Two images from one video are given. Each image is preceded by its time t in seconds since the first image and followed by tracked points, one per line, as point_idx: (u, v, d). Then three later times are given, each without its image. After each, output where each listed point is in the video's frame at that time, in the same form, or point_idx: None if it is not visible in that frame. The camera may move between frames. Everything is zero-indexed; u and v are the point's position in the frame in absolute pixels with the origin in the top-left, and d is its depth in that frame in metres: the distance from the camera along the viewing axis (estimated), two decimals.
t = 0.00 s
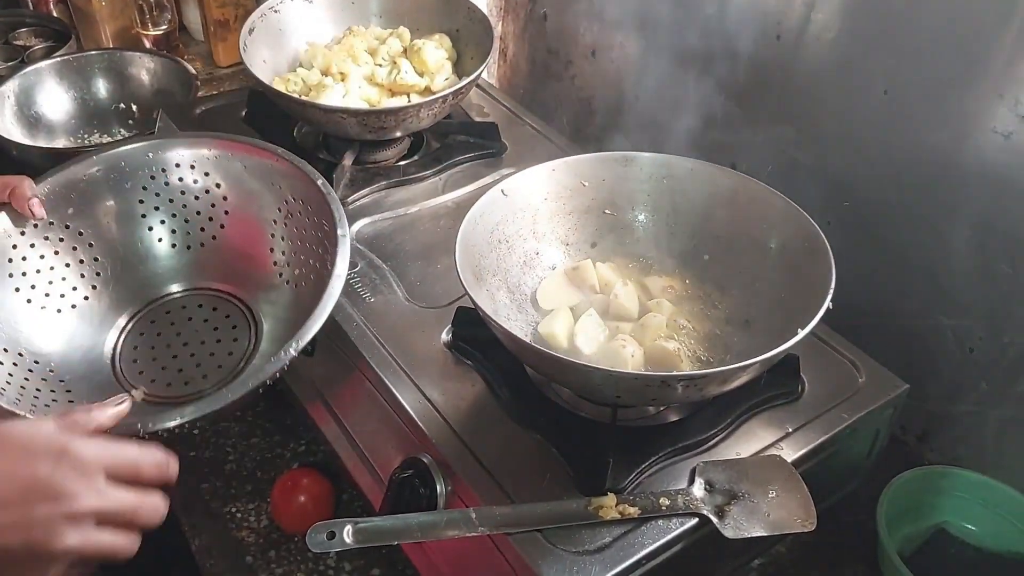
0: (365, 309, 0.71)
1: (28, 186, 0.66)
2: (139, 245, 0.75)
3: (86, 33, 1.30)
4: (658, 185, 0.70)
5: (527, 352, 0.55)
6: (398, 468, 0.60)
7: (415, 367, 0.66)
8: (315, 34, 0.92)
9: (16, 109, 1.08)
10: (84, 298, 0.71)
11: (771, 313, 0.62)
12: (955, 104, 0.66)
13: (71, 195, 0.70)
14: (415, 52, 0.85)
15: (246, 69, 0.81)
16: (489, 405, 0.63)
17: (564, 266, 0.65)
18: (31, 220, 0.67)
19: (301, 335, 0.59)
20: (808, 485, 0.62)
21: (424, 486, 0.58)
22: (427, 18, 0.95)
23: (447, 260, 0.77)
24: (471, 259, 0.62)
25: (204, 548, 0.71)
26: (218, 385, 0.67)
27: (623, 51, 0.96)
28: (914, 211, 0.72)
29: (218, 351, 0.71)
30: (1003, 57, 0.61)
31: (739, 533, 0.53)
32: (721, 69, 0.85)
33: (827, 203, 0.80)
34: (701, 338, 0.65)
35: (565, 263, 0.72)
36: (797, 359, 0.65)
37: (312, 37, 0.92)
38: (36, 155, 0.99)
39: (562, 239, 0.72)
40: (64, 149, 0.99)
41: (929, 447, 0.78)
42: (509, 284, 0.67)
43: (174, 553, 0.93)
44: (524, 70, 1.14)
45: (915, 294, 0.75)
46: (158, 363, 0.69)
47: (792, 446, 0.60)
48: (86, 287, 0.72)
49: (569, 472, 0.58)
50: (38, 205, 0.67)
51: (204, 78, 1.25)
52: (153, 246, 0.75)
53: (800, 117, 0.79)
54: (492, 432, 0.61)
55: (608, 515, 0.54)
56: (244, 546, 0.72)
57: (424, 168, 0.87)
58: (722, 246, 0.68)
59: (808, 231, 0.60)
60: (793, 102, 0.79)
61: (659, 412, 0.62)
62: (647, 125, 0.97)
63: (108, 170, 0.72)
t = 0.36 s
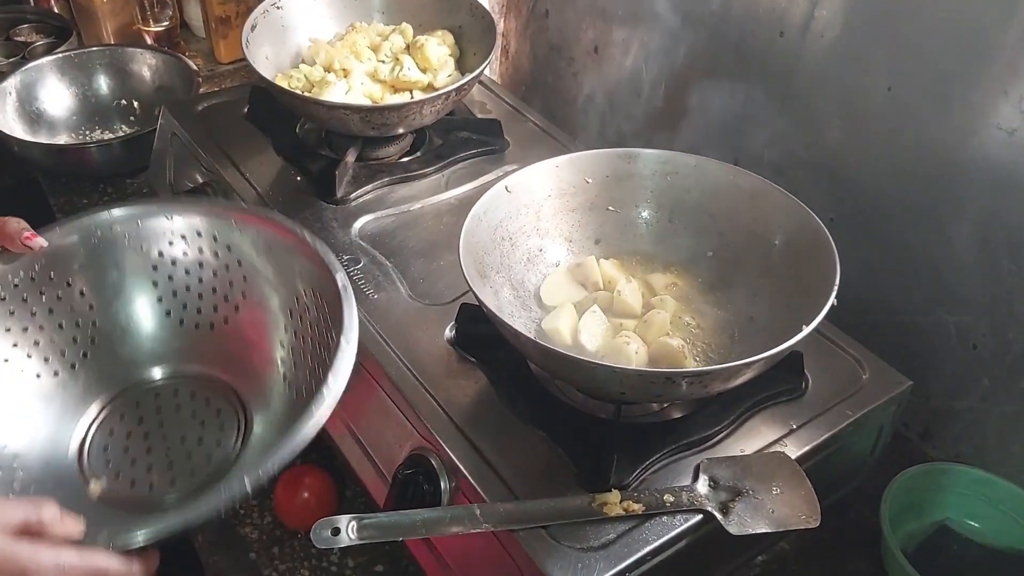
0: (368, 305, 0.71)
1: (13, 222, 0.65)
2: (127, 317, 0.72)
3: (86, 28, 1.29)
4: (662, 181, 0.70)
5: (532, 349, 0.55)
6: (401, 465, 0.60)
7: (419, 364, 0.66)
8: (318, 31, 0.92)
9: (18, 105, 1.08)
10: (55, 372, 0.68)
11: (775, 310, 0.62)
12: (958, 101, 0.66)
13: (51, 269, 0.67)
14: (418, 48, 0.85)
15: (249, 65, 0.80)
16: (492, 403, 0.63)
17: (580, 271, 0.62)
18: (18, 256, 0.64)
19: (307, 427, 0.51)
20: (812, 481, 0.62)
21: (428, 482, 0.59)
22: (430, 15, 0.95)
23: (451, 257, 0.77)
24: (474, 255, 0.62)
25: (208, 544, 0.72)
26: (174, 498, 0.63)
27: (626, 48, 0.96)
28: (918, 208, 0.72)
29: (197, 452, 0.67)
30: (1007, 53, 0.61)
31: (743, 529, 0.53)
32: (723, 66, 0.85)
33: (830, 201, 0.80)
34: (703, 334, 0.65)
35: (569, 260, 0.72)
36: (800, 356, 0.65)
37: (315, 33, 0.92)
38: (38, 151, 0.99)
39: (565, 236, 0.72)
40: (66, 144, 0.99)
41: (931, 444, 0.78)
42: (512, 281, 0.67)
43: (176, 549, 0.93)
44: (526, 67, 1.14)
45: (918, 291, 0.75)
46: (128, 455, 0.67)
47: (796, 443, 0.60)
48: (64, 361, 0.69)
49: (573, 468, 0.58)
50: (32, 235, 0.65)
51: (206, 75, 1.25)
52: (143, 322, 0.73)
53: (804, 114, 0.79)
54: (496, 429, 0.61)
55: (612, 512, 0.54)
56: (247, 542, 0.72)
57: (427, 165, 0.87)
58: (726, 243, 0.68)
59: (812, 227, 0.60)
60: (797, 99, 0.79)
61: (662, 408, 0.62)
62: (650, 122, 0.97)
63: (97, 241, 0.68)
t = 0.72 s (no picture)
0: (372, 303, 0.71)
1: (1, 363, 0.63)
2: None
3: (91, 27, 1.29)
4: (667, 181, 0.70)
5: (538, 349, 0.55)
6: (407, 464, 0.61)
7: (423, 363, 0.66)
8: (323, 29, 0.92)
9: (22, 103, 1.08)
10: None
11: (780, 310, 0.62)
12: (962, 103, 0.66)
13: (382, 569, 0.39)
14: (423, 48, 0.85)
15: (255, 64, 0.81)
16: (497, 402, 0.64)
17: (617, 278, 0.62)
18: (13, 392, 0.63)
19: None
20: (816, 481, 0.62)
21: (433, 482, 0.59)
22: (434, 14, 0.95)
23: (455, 256, 0.77)
24: (480, 254, 0.62)
25: (213, 542, 0.71)
26: None
27: (630, 47, 0.96)
28: (922, 209, 0.72)
29: None
30: (1011, 55, 0.61)
31: (748, 529, 0.53)
32: (728, 66, 0.85)
33: (834, 201, 0.80)
34: (709, 334, 0.65)
35: (574, 259, 0.72)
36: (805, 355, 0.65)
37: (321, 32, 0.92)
38: (43, 149, 0.99)
39: (571, 235, 0.72)
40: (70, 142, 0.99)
41: (935, 443, 0.78)
42: (518, 280, 0.67)
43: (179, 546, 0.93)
44: (530, 66, 1.14)
45: (922, 292, 0.75)
46: None
47: (801, 443, 0.60)
48: None
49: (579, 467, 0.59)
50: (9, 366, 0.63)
51: (210, 73, 1.25)
52: None
53: (808, 115, 0.79)
54: (502, 429, 0.62)
55: (618, 511, 0.54)
56: (252, 540, 0.72)
57: (432, 164, 0.87)
58: (731, 242, 0.68)
59: (817, 228, 0.60)
60: (801, 100, 0.79)
61: (667, 408, 0.62)
62: (654, 121, 0.97)
63: None
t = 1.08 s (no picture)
0: (387, 300, 0.71)
1: None
2: None
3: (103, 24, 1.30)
4: (682, 180, 0.70)
5: (554, 347, 0.55)
6: (422, 460, 0.61)
7: (438, 360, 0.67)
8: (336, 28, 0.92)
9: (34, 99, 1.09)
10: None
11: (793, 310, 0.63)
12: (974, 103, 0.66)
13: None
14: (437, 47, 0.86)
15: (270, 62, 0.81)
16: (511, 399, 0.64)
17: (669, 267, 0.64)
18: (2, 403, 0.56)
19: None
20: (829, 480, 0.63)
21: (448, 478, 0.59)
22: (447, 13, 0.95)
23: (469, 254, 0.77)
24: (496, 252, 0.62)
25: (227, 537, 0.72)
26: None
27: (641, 47, 0.97)
28: (934, 209, 0.72)
29: None
30: None
31: (763, 526, 0.54)
32: (740, 66, 0.85)
33: (846, 201, 0.80)
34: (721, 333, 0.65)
35: (588, 258, 0.72)
36: (818, 355, 0.65)
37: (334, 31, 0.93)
38: (56, 146, 1.00)
39: (585, 234, 0.72)
40: (84, 139, 1.00)
41: (945, 443, 0.78)
42: (533, 278, 0.67)
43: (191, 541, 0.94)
44: (541, 65, 1.14)
45: (933, 292, 0.75)
46: None
47: (814, 442, 0.60)
48: None
49: (593, 465, 0.59)
50: None
51: (221, 71, 1.25)
52: None
53: (820, 115, 0.79)
54: (517, 426, 0.62)
55: (633, 509, 0.55)
56: (266, 535, 0.72)
57: (445, 163, 0.87)
58: (745, 242, 0.68)
59: (831, 228, 0.60)
60: (814, 101, 0.79)
61: (681, 407, 0.62)
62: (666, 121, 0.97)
63: None
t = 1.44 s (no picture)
0: (394, 310, 0.71)
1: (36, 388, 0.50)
2: None
3: (112, 31, 1.30)
4: (690, 190, 0.70)
5: (563, 359, 0.55)
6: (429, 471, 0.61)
7: (446, 371, 0.66)
8: (345, 37, 0.93)
9: (43, 106, 1.09)
10: None
11: (803, 322, 0.62)
12: (985, 115, 0.66)
13: None
14: (445, 56, 0.86)
15: (279, 71, 0.82)
16: (519, 409, 0.64)
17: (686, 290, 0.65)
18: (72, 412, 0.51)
19: None
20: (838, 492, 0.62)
21: (456, 489, 0.59)
22: (455, 22, 0.95)
23: (476, 263, 0.77)
24: (504, 262, 0.62)
25: (234, 546, 0.71)
26: None
27: (649, 56, 0.97)
28: (943, 220, 0.72)
29: None
30: None
31: (772, 541, 0.53)
32: (749, 76, 0.85)
33: (855, 211, 0.80)
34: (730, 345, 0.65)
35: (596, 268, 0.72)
36: (828, 368, 0.65)
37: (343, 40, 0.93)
38: (65, 153, 1.00)
39: (593, 244, 0.72)
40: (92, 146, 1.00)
41: (954, 456, 0.78)
42: (541, 288, 0.67)
43: (196, 548, 0.94)
44: (549, 74, 1.14)
45: (943, 303, 0.75)
46: None
47: (823, 455, 0.60)
48: None
49: (601, 477, 0.59)
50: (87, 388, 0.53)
51: (229, 78, 1.26)
52: None
53: (829, 125, 0.79)
54: (525, 437, 0.62)
55: (642, 523, 0.54)
56: (272, 545, 0.72)
57: (453, 171, 0.87)
58: (754, 253, 0.68)
59: (842, 240, 0.60)
60: (823, 111, 0.79)
61: (690, 418, 0.62)
62: (674, 130, 0.97)
63: None
